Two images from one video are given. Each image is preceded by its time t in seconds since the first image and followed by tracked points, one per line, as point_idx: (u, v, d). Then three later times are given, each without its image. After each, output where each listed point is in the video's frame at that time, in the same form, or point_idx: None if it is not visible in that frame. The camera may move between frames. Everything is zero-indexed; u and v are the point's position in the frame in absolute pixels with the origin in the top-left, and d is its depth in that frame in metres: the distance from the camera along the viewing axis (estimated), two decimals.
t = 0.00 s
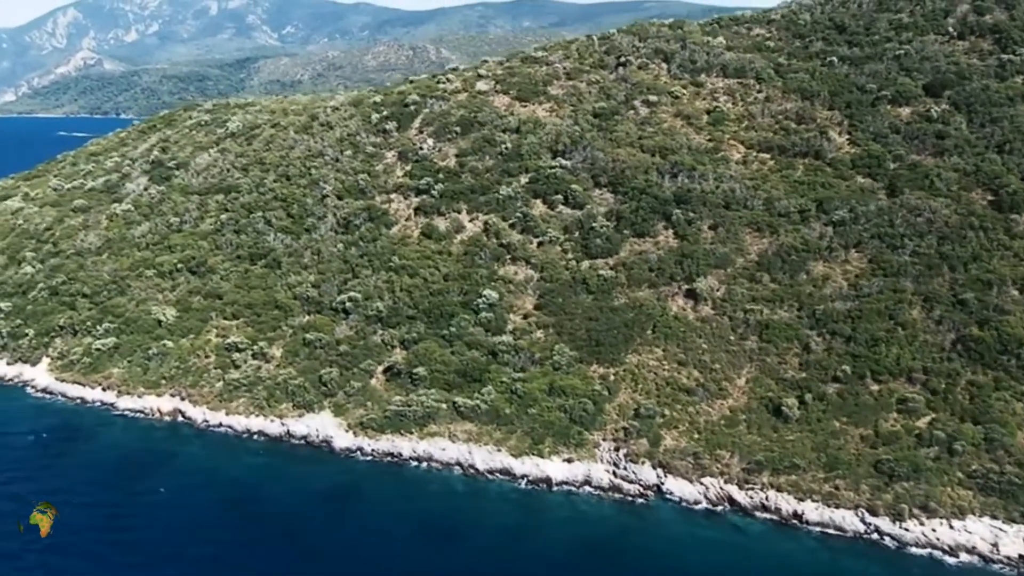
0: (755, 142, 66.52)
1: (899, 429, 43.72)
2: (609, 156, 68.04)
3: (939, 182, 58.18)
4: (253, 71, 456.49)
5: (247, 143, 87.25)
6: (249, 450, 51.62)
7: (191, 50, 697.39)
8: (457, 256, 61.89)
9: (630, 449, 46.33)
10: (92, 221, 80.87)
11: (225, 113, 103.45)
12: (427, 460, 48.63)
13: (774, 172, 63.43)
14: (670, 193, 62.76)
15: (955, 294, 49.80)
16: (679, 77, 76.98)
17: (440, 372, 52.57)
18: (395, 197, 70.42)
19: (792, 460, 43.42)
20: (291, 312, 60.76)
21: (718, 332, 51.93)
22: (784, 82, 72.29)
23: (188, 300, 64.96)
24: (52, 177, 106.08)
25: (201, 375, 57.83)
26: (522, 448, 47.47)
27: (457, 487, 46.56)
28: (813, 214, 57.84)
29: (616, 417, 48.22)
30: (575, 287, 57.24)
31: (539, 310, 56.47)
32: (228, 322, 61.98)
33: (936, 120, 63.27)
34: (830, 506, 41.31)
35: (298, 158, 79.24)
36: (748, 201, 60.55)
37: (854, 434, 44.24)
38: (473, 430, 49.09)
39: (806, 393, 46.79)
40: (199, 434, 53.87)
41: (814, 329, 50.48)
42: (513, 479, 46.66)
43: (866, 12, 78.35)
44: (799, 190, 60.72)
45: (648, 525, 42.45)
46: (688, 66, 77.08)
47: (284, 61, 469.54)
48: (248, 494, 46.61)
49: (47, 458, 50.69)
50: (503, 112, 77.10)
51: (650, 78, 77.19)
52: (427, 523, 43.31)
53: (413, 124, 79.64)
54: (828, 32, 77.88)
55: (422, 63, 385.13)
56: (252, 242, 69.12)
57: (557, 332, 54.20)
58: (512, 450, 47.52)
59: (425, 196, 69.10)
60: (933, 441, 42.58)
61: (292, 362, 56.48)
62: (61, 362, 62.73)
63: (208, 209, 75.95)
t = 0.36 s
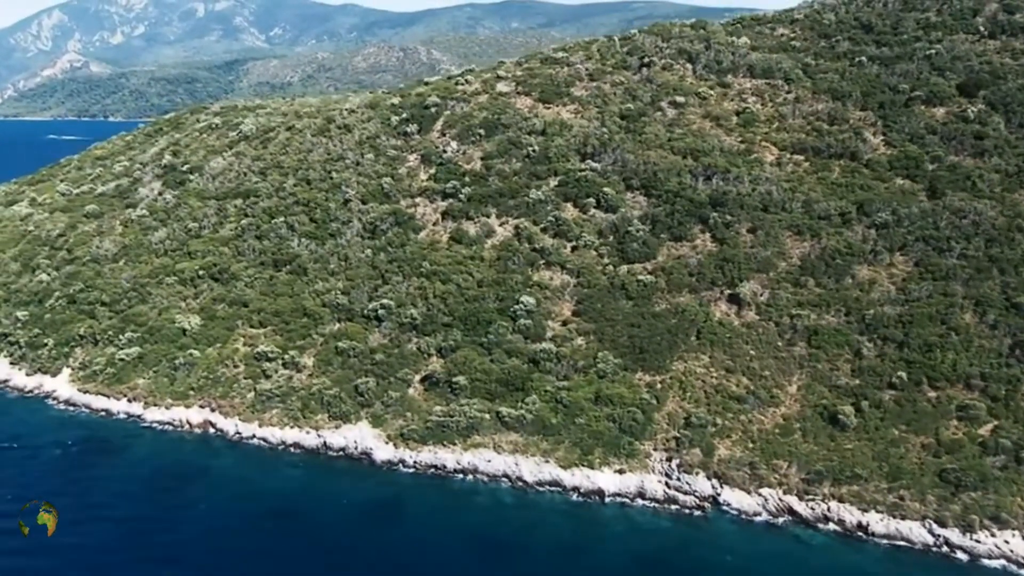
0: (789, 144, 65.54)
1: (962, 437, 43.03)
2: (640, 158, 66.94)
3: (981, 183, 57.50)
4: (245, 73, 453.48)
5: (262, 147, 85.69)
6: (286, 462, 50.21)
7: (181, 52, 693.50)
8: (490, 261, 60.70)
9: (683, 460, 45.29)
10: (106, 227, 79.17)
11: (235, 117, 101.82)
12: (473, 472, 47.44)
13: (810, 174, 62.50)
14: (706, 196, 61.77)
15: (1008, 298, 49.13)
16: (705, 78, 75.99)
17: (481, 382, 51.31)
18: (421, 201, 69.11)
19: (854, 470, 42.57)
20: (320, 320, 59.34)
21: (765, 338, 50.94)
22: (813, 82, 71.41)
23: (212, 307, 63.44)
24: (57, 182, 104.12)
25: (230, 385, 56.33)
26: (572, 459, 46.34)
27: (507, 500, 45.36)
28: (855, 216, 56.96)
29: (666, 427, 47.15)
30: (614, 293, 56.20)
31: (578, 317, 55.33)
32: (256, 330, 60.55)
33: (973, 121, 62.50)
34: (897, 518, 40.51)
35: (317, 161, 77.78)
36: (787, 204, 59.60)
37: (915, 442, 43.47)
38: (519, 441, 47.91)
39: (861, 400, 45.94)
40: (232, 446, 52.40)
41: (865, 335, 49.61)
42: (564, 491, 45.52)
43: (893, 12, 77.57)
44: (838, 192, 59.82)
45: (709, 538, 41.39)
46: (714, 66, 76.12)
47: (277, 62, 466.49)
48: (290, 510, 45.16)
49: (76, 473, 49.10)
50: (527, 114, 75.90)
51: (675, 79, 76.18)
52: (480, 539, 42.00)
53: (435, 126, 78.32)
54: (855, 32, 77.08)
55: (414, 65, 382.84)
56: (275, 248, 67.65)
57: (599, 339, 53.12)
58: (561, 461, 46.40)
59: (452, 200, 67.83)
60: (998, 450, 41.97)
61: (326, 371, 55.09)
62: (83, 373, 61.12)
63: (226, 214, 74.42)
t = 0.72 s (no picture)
0: (820, 144, 64.69)
1: (1020, 443, 42.37)
2: (669, 159, 65.96)
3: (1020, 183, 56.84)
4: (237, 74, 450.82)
5: (277, 149, 84.34)
6: (322, 475, 48.98)
7: (172, 54, 689.66)
8: (522, 265, 59.67)
9: (734, 468, 44.37)
10: (120, 232, 77.75)
11: (246, 119, 100.44)
12: (518, 483, 46.39)
13: (844, 174, 61.67)
14: (740, 197, 60.88)
15: None
16: (729, 77, 75.16)
17: (521, 389, 50.29)
18: (446, 204, 67.98)
19: (912, 477, 41.81)
20: (350, 326, 58.11)
21: (810, 342, 50.09)
22: (840, 81, 70.59)
23: (236, 314, 62.11)
24: (64, 187, 102.53)
25: (259, 394, 55.00)
26: (620, 468, 45.37)
27: (554, 511, 44.28)
28: (894, 217, 56.17)
29: (715, 434, 46.19)
30: (652, 297, 55.30)
31: (615, 322, 54.39)
32: (283, 338, 59.31)
33: (1008, 119, 61.84)
34: (960, 526, 39.85)
35: (336, 164, 76.55)
36: (823, 204, 58.73)
37: (972, 448, 42.81)
38: (564, 450, 46.95)
39: (914, 405, 45.24)
40: (265, 458, 51.12)
41: (913, 338, 48.85)
42: (613, 501, 44.49)
43: (916, 10, 76.86)
44: (874, 192, 59.00)
45: (767, 549, 40.39)
46: (739, 66, 75.28)
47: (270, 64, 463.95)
48: (333, 524, 43.91)
49: (106, 488, 47.79)
50: (549, 114, 74.83)
51: (699, 79, 75.32)
52: (534, 550, 40.87)
53: (455, 127, 77.19)
54: (879, 30, 76.33)
55: (403, 66, 379.06)
56: (298, 253, 66.41)
57: (640, 345, 52.16)
58: (609, 470, 45.43)
59: (478, 203, 66.75)
60: None
61: (358, 380, 53.87)
62: (106, 383, 59.77)
63: (245, 218, 73.10)
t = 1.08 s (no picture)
0: (850, 143, 63.96)
1: None
2: (697, 159, 65.11)
3: None
4: (232, 76, 448.48)
5: (293, 152, 83.20)
6: (358, 485, 47.97)
7: (165, 56, 686.42)
8: (552, 269, 58.77)
9: (784, 475, 43.57)
10: (135, 238, 76.52)
11: (256, 122, 99.23)
12: (561, 491, 45.50)
13: (876, 173, 60.95)
14: (771, 198, 60.08)
15: None
16: (752, 77, 74.37)
17: (560, 396, 49.41)
18: (469, 207, 67.05)
19: (968, 483, 41.26)
20: (378, 332, 57.05)
21: (853, 345, 49.36)
22: (866, 79, 69.84)
23: (260, 320, 61.00)
24: (72, 192, 101.18)
25: (288, 402, 53.88)
26: (666, 476, 44.53)
27: (600, 520, 43.40)
28: (931, 217, 55.50)
29: (761, 440, 45.36)
30: (687, 300, 54.49)
31: (651, 326, 53.54)
32: (310, 344, 58.26)
33: None
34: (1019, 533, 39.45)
35: (354, 167, 75.48)
36: (857, 204, 57.97)
37: None
38: (607, 458, 46.10)
39: (965, 410, 44.75)
40: (298, 468, 50.08)
41: (958, 340, 48.29)
42: (660, 509, 43.64)
43: (939, 7, 76.20)
44: (908, 192, 58.27)
45: (823, 557, 39.62)
46: (762, 65, 74.51)
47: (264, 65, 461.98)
48: (374, 538, 42.82)
49: (138, 502, 46.71)
50: (571, 115, 73.91)
51: (722, 78, 74.56)
52: (585, 561, 39.88)
53: (474, 128, 76.21)
54: (902, 28, 75.67)
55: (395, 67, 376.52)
56: (321, 257, 65.33)
57: (679, 350, 51.34)
58: (655, 478, 44.58)
59: (504, 205, 65.83)
60: None
61: (390, 387, 52.85)
62: (129, 392, 58.59)
63: (263, 222, 71.94)
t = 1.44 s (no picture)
0: (889, 142, 63.10)
1: None
2: (734, 159, 64.11)
3: None
4: (227, 78, 445.68)
5: (314, 155, 81.89)
6: (407, 497, 46.74)
7: (157, 59, 682.71)
8: (593, 272, 57.71)
9: (849, 482, 42.61)
10: (156, 243, 75.04)
11: (272, 125, 97.90)
12: (619, 502, 44.42)
13: (918, 173, 60.13)
14: (814, 198, 59.13)
15: None
16: (783, 75, 73.46)
17: (611, 403, 48.39)
18: (502, 210, 65.96)
19: None
20: (418, 339, 55.83)
21: (909, 348, 48.52)
22: (901, 77, 68.95)
23: (293, 327, 59.68)
24: (84, 198, 99.54)
25: (328, 411, 52.58)
26: (728, 485, 43.52)
27: (662, 531, 42.33)
28: (980, 218, 54.90)
29: (822, 446, 44.38)
30: (734, 303, 53.52)
31: (699, 330, 52.51)
32: (347, 352, 57.01)
33: None
34: None
35: (380, 169, 74.22)
36: (902, 204, 57.07)
37: None
38: (665, 467, 45.06)
39: None
40: (342, 480, 48.83)
41: (1019, 343, 47.83)
42: (723, 520, 42.62)
43: (970, 4, 75.48)
44: (953, 191, 57.49)
45: (897, 567, 38.66)
46: (793, 64, 73.62)
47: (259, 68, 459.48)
48: (430, 552, 41.60)
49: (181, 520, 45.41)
50: (600, 115, 72.84)
51: (753, 78, 73.68)
52: (650, 573, 38.82)
53: (502, 130, 75.07)
54: (933, 25, 74.90)
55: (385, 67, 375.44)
56: (352, 263, 64.08)
57: (730, 354, 50.35)
58: (716, 488, 43.57)
59: (538, 208, 64.74)
60: None
61: (434, 395, 51.67)
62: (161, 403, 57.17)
63: (289, 227, 70.61)
